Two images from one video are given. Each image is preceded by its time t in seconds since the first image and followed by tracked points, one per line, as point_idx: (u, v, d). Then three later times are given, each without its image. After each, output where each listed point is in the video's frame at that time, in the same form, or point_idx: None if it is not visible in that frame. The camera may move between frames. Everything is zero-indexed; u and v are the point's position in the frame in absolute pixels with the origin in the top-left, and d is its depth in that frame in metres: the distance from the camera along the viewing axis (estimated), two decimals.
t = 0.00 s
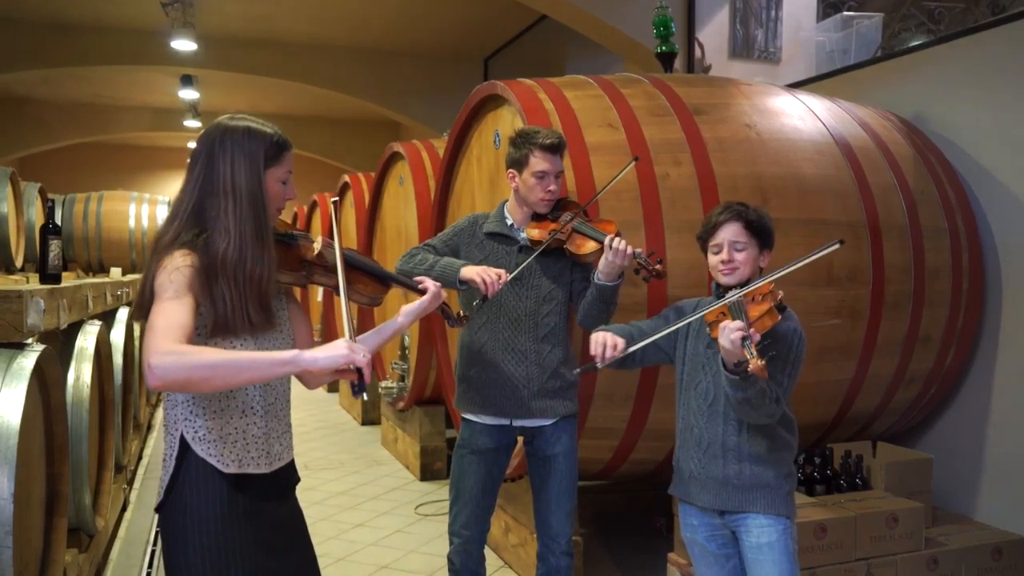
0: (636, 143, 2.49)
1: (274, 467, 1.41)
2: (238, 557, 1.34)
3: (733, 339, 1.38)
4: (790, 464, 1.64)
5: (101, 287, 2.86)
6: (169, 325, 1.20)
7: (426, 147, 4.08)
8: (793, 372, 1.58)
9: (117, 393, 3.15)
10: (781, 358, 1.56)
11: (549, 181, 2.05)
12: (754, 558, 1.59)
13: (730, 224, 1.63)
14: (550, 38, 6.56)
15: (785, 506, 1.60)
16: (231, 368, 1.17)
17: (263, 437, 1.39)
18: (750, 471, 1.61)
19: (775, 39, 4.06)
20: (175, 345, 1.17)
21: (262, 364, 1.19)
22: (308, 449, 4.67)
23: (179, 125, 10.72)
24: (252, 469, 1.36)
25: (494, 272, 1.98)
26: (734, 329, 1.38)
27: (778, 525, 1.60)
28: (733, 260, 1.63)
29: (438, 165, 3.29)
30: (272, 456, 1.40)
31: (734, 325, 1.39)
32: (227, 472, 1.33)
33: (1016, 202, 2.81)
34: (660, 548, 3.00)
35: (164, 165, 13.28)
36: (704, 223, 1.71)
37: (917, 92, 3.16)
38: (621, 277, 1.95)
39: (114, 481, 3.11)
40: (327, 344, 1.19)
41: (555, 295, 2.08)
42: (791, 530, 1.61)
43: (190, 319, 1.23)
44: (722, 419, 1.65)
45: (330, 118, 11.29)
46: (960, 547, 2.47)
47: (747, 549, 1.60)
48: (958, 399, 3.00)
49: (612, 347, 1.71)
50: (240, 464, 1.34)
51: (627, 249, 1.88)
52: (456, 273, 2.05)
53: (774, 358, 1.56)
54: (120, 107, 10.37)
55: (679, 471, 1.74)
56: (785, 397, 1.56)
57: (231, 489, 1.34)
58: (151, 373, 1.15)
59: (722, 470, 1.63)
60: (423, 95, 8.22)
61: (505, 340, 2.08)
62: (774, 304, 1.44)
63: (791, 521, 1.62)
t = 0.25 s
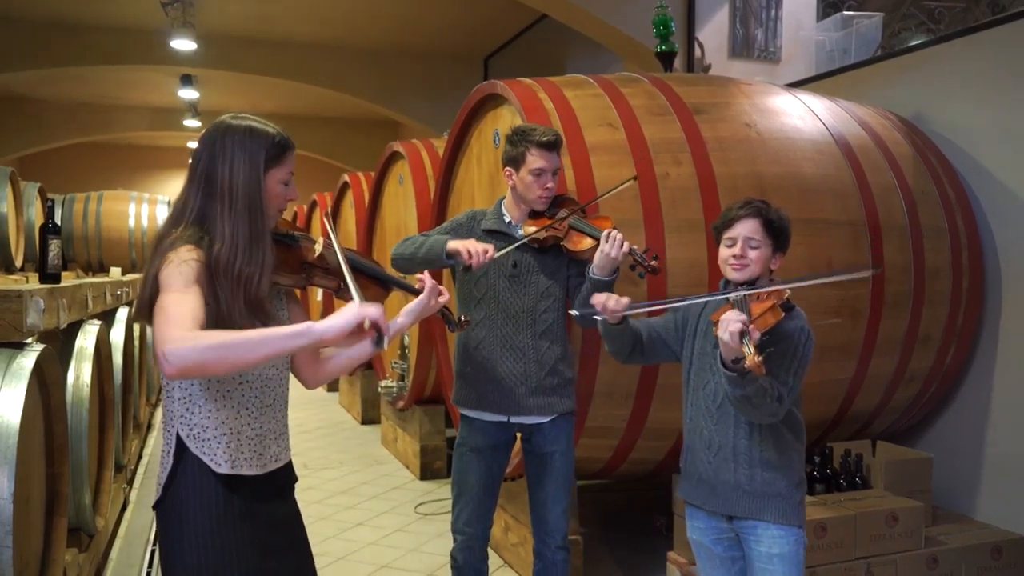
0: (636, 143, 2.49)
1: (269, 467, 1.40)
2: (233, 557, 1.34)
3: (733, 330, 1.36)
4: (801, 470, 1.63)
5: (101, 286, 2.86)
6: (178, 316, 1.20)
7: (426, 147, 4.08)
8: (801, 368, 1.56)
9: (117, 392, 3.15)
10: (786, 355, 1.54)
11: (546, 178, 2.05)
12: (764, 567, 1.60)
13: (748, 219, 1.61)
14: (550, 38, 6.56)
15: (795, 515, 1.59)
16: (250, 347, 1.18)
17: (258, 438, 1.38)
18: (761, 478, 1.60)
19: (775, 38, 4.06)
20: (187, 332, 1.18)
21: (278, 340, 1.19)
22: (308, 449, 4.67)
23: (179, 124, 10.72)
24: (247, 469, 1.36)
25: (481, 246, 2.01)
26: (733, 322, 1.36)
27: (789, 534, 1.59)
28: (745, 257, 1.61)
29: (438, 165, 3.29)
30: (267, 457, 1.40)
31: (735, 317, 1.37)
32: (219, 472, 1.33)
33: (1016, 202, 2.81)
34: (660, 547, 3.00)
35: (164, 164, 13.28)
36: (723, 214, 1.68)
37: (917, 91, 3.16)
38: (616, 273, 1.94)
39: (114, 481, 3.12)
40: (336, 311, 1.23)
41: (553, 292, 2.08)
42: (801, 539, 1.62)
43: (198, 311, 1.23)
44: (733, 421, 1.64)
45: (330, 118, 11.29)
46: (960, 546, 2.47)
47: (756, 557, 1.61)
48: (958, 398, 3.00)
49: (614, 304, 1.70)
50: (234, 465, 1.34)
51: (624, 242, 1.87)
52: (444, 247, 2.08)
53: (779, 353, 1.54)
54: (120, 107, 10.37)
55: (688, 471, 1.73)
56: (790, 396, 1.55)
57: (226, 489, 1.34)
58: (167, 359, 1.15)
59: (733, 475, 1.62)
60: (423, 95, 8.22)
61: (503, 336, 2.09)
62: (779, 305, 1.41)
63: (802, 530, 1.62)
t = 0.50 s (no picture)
0: (636, 141, 2.49)
1: (273, 465, 1.41)
2: (238, 557, 1.34)
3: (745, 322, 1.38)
4: (820, 478, 1.61)
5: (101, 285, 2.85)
6: (181, 332, 1.18)
7: (425, 146, 4.07)
8: (827, 369, 1.50)
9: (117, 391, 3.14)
10: (810, 355, 1.50)
11: (543, 175, 2.05)
12: None
13: (763, 218, 1.58)
14: (550, 37, 6.56)
15: (811, 526, 1.58)
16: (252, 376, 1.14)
17: (262, 436, 1.38)
18: (777, 485, 1.58)
19: (775, 37, 4.05)
20: (191, 352, 1.15)
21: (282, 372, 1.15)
22: (308, 448, 4.67)
23: (178, 124, 10.72)
24: (251, 469, 1.36)
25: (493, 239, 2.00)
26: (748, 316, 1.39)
27: (803, 545, 1.58)
28: (768, 256, 1.58)
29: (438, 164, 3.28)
30: (271, 455, 1.40)
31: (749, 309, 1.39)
32: (226, 473, 1.33)
33: (1017, 201, 2.81)
34: (660, 546, 3.00)
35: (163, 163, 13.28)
36: (739, 218, 1.66)
37: (917, 90, 3.16)
38: (613, 269, 1.94)
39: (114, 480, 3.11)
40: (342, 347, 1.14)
41: (551, 290, 2.08)
42: (817, 550, 1.60)
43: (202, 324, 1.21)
44: (751, 424, 1.63)
45: (329, 117, 11.29)
46: (960, 544, 2.48)
47: (769, 565, 1.60)
48: (957, 397, 3.01)
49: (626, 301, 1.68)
50: (240, 464, 1.34)
51: (621, 239, 1.87)
52: (455, 239, 2.09)
53: (802, 351, 1.51)
54: (120, 106, 10.37)
55: (705, 473, 1.73)
56: (814, 396, 1.50)
57: (230, 488, 1.34)
58: (170, 383, 1.13)
59: (750, 480, 1.61)
60: (423, 94, 8.23)
61: (502, 335, 2.08)
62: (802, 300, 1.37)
63: (817, 540, 1.60)
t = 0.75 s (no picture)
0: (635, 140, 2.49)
1: (276, 462, 1.40)
2: (237, 553, 1.34)
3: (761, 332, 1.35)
4: (843, 487, 1.59)
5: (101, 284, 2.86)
6: (202, 318, 1.23)
7: (425, 144, 4.07)
8: (851, 375, 1.49)
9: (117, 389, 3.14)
10: (835, 360, 1.49)
11: (543, 172, 2.05)
12: None
13: (804, 212, 1.56)
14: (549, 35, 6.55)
15: (830, 537, 1.56)
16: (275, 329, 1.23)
17: (264, 434, 1.37)
18: (797, 493, 1.57)
19: (774, 35, 3.96)
20: (216, 332, 1.22)
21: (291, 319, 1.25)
22: (307, 446, 4.67)
23: (178, 122, 10.71)
24: (253, 466, 1.35)
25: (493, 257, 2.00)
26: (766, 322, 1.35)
27: (821, 555, 1.56)
28: (804, 251, 1.56)
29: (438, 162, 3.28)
30: (273, 453, 1.39)
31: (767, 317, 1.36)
32: (227, 471, 1.34)
33: (1016, 199, 2.81)
34: (659, 544, 3.01)
35: (163, 162, 13.27)
36: (774, 211, 1.63)
37: (917, 88, 3.16)
38: (614, 267, 1.96)
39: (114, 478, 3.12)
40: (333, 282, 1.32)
41: (550, 288, 2.08)
42: (835, 561, 1.58)
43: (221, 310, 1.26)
44: (772, 430, 1.62)
45: (329, 115, 11.28)
46: (959, 543, 2.48)
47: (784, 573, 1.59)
48: (957, 395, 3.01)
49: (647, 338, 1.60)
50: (241, 462, 1.34)
51: (620, 240, 1.89)
52: (456, 257, 2.07)
53: (828, 356, 1.50)
54: (119, 104, 10.36)
55: (725, 478, 1.73)
56: (838, 403, 1.47)
57: (231, 485, 1.34)
58: (204, 362, 1.19)
59: (768, 486, 1.60)
60: (422, 92, 8.23)
61: (501, 334, 2.08)
62: (829, 306, 1.36)
63: (837, 551, 1.58)
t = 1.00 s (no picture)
0: (636, 138, 2.49)
1: (279, 457, 1.41)
2: (243, 548, 1.34)
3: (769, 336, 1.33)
4: (867, 491, 1.59)
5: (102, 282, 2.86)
6: (186, 324, 1.25)
7: (425, 142, 4.07)
8: (873, 374, 1.47)
9: (117, 388, 3.15)
10: (854, 359, 1.47)
11: (544, 171, 2.05)
12: None
13: (798, 215, 1.56)
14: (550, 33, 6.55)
15: (849, 540, 1.56)
16: (256, 355, 1.23)
17: (268, 428, 1.39)
18: (818, 497, 1.57)
19: (774, 33, 3.94)
20: (195, 344, 1.22)
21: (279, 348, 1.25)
22: (308, 444, 4.68)
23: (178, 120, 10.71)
24: (259, 459, 1.36)
25: (481, 273, 1.97)
26: (772, 326, 1.34)
27: (838, 558, 1.56)
28: (807, 254, 1.56)
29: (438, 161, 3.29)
30: (277, 446, 1.40)
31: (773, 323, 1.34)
32: (233, 463, 1.34)
33: (1016, 197, 2.81)
34: (660, 542, 3.01)
35: (163, 160, 13.28)
36: (771, 221, 1.64)
37: (918, 86, 3.16)
38: (617, 268, 1.97)
39: (115, 476, 3.12)
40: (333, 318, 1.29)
41: (551, 287, 2.08)
42: (851, 564, 1.58)
43: (208, 319, 1.28)
44: (796, 434, 1.62)
45: (329, 113, 11.28)
46: (959, 540, 2.48)
47: None
48: (957, 393, 3.01)
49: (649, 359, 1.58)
50: (246, 454, 1.35)
51: (623, 241, 1.89)
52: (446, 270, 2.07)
53: (847, 356, 1.49)
54: (118, 102, 10.35)
55: (744, 480, 1.73)
56: (860, 403, 1.45)
57: (236, 479, 1.34)
58: (176, 374, 1.20)
59: (790, 490, 1.60)
60: (423, 90, 8.22)
61: (501, 334, 2.09)
62: (840, 305, 1.36)
63: (853, 553, 1.58)
